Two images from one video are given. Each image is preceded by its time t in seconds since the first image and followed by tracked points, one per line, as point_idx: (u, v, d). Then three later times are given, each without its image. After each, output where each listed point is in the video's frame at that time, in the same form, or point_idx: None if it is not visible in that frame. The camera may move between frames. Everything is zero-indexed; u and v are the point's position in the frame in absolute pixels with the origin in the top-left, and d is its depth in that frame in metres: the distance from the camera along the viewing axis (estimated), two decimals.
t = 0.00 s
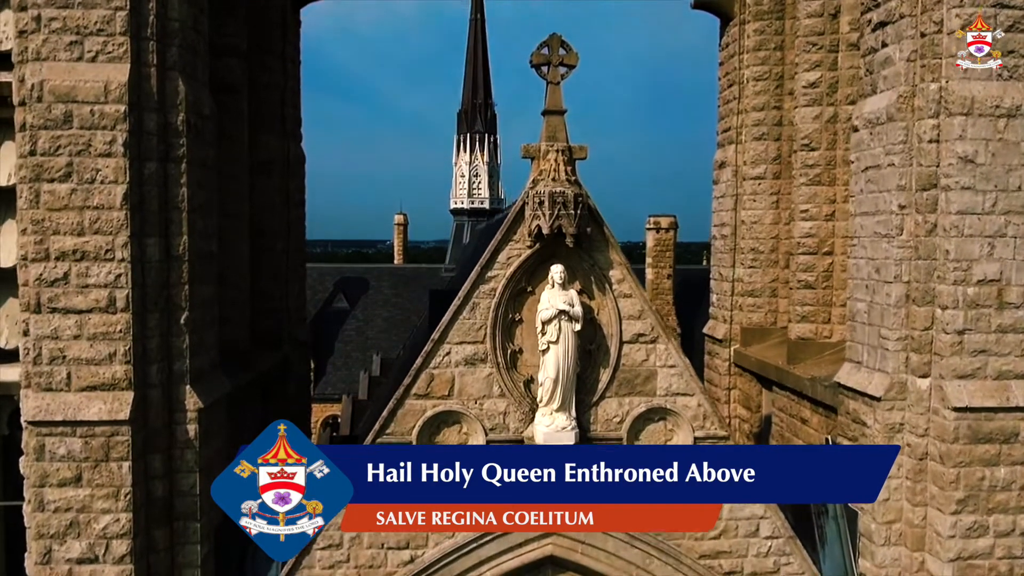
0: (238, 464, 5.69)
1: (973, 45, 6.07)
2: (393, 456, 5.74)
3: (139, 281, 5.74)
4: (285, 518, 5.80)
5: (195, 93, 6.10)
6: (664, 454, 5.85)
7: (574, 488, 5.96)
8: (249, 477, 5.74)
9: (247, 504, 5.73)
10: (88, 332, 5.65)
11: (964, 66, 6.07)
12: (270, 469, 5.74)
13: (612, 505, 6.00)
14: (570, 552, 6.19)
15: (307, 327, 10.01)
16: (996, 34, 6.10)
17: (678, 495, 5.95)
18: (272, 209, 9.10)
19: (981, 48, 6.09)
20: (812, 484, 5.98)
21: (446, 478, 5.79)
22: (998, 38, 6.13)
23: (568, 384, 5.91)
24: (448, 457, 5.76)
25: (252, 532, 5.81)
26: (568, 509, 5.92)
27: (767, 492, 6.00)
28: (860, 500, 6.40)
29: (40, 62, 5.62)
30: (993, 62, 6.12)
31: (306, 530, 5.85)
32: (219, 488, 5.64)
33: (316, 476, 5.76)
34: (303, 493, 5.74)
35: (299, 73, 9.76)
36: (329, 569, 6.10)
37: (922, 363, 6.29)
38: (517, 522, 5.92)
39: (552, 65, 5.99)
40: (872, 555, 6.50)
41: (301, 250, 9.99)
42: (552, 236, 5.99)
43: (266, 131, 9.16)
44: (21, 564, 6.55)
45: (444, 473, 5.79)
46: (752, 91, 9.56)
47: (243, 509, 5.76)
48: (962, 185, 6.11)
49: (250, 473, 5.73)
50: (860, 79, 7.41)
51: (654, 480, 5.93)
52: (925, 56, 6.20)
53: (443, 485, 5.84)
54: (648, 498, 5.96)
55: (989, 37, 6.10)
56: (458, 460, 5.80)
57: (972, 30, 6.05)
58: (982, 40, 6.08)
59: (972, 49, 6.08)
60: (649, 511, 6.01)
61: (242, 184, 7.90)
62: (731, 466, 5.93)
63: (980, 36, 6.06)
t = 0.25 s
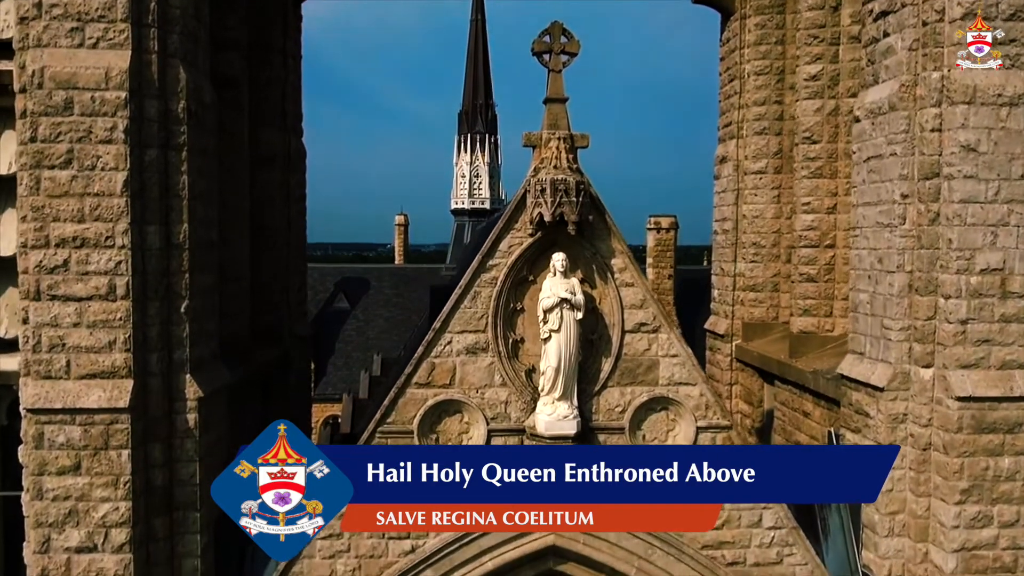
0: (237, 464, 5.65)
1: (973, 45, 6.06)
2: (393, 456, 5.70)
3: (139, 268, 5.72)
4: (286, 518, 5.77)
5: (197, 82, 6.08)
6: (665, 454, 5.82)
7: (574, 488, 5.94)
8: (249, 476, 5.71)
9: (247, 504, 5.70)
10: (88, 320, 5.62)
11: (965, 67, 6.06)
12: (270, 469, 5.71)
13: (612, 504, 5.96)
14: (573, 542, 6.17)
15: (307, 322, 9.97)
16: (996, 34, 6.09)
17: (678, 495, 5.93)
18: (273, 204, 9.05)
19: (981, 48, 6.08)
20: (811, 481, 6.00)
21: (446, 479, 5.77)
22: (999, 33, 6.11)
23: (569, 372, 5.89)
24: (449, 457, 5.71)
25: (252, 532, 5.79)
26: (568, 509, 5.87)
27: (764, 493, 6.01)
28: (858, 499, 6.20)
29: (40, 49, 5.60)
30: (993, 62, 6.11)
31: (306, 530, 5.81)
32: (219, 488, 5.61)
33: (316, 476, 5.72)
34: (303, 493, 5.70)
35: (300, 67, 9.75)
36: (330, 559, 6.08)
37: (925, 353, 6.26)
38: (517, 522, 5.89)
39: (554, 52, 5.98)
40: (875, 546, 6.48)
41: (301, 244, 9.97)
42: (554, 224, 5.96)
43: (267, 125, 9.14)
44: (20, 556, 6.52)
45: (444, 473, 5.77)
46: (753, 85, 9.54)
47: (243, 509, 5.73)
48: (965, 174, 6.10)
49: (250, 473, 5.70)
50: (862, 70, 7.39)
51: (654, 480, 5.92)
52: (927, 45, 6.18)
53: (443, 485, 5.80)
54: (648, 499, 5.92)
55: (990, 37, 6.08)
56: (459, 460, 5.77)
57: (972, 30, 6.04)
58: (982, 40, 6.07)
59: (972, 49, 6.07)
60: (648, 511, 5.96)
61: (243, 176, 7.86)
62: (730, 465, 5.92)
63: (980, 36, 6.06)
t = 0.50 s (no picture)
0: (238, 464, 5.68)
1: (973, 45, 6.06)
2: (393, 455, 5.83)
3: (139, 255, 5.70)
4: (285, 518, 5.76)
5: (198, 70, 6.07)
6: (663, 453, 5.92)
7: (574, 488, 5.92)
8: (249, 477, 5.74)
9: (247, 504, 5.71)
10: (88, 306, 5.61)
11: (965, 66, 6.05)
12: (270, 469, 5.73)
13: (612, 504, 5.95)
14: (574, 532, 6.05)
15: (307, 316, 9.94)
16: (996, 34, 6.08)
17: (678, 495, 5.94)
18: (274, 197, 9.02)
19: (981, 48, 6.07)
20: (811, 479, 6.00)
21: (446, 478, 5.83)
22: (999, 33, 6.10)
23: (571, 359, 5.86)
24: (448, 457, 5.85)
25: (253, 532, 5.79)
26: (568, 509, 5.86)
27: (766, 492, 5.99)
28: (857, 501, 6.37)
29: (41, 35, 5.59)
30: (993, 62, 6.08)
31: (306, 530, 5.80)
32: (219, 488, 5.62)
33: (316, 476, 5.74)
34: (302, 493, 5.70)
35: (301, 61, 9.74)
36: (330, 549, 5.93)
37: (928, 342, 6.24)
38: (517, 522, 5.87)
39: (555, 40, 5.98)
40: (878, 537, 6.45)
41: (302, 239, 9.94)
42: (555, 212, 5.93)
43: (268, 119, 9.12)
44: (19, 546, 6.49)
45: (444, 473, 5.85)
46: (754, 80, 9.53)
47: (243, 509, 5.74)
48: (967, 162, 6.08)
49: (250, 473, 5.73)
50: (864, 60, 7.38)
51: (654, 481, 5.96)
52: (928, 34, 6.17)
53: (443, 485, 5.84)
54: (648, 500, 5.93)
55: (990, 37, 6.07)
56: (458, 460, 5.87)
57: (971, 30, 6.04)
58: (982, 40, 6.07)
59: (971, 49, 6.06)
60: (648, 512, 5.94)
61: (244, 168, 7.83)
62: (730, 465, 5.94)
63: (980, 36, 6.05)
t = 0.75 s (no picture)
0: (238, 464, 5.66)
1: (972, 45, 6.05)
2: (393, 455, 5.82)
3: (140, 243, 5.70)
4: (285, 518, 5.74)
5: (198, 59, 6.07)
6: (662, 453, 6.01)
7: (575, 488, 5.90)
8: (249, 477, 5.73)
9: (247, 504, 5.69)
10: (89, 293, 5.59)
11: (964, 67, 6.05)
12: (270, 469, 5.72)
13: (612, 505, 5.92)
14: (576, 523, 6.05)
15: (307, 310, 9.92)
16: (996, 34, 6.08)
17: (679, 495, 5.95)
18: (274, 191, 9.01)
19: (981, 48, 6.06)
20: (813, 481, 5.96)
21: (446, 478, 5.85)
22: (999, 33, 6.10)
23: (573, 347, 5.84)
24: (448, 457, 5.87)
25: (252, 532, 5.76)
26: (568, 509, 5.85)
27: (766, 491, 6.00)
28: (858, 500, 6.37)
29: (42, 22, 5.58)
30: (993, 62, 6.07)
31: (306, 530, 5.77)
32: (219, 488, 5.60)
33: (316, 477, 5.73)
34: (303, 493, 5.69)
35: (302, 55, 9.74)
36: (331, 538, 5.90)
37: (931, 331, 6.22)
38: (517, 522, 5.84)
39: (557, 28, 5.98)
40: (881, 528, 6.42)
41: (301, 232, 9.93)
42: (557, 199, 5.91)
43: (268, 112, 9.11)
44: (19, 536, 6.46)
45: (444, 473, 5.86)
46: (755, 74, 9.53)
47: (243, 509, 5.72)
48: (969, 150, 6.07)
49: (250, 473, 5.71)
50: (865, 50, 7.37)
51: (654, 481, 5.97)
52: (930, 22, 6.17)
53: (443, 485, 5.84)
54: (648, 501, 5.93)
55: (990, 38, 6.07)
56: (458, 460, 5.89)
57: (971, 30, 6.04)
58: (982, 40, 6.06)
59: (972, 49, 6.05)
60: (649, 512, 5.91)
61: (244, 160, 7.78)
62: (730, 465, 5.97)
63: (980, 36, 6.05)
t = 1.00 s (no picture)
0: (238, 464, 5.67)
1: (972, 45, 6.07)
2: (393, 455, 5.84)
3: (140, 230, 5.68)
4: (285, 517, 5.74)
5: (200, 47, 6.05)
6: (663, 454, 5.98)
7: (574, 488, 5.91)
8: (249, 477, 5.73)
9: (247, 504, 5.69)
10: (89, 281, 5.57)
11: (964, 66, 6.06)
12: (270, 469, 5.73)
13: (612, 505, 5.93)
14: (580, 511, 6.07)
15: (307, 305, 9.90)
16: (997, 34, 6.09)
17: (679, 496, 5.93)
18: (275, 185, 9.00)
19: (981, 48, 6.08)
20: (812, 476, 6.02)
21: (446, 478, 5.86)
22: (999, 33, 6.10)
23: (575, 336, 5.82)
24: (448, 457, 5.88)
25: (252, 532, 5.76)
26: (568, 509, 5.86)
27: (764, 492, 6.05)
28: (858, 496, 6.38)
29: (43, 9, 5.57)
30: (993, 62, 6.07)
31: (306, 530, 5.76)
32: (219, 488, 5.60)
33: (316, 476, 5.73)
34: (303, 493, 5.69)
35: (303, 50, 9.72)
36: (332, 529, 5.86)
37: (934, 321, 6.20)
38: (517, 522, 5.83)
39: (559, 17, 5.97)
40: (884, 519, 6.40)
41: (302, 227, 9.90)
42: (558, 187, 5.89)
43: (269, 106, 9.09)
44: (18, 528, 6.43)
45: (444, 473, 5.88)
46: (756, 69, 9.52)
47: (243, 509, 5.71)
48: (972, 139, 6.06)
49: (250, 473, 5.72)
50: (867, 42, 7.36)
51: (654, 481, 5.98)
52: (932, 12, 6.17)
53: (443, 485, 5.84)
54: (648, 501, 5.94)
55: (990, 37, 6.08)
56: (458, 460, 5.90)
57: (971, 30, 6.06)
58: (982, 40, 6.08)
59: (971, 49, 6.07)
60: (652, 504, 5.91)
61: (245, 152, 7.73)
62: (730, 465, 5.98)
63: (980, 36, 6.06)
